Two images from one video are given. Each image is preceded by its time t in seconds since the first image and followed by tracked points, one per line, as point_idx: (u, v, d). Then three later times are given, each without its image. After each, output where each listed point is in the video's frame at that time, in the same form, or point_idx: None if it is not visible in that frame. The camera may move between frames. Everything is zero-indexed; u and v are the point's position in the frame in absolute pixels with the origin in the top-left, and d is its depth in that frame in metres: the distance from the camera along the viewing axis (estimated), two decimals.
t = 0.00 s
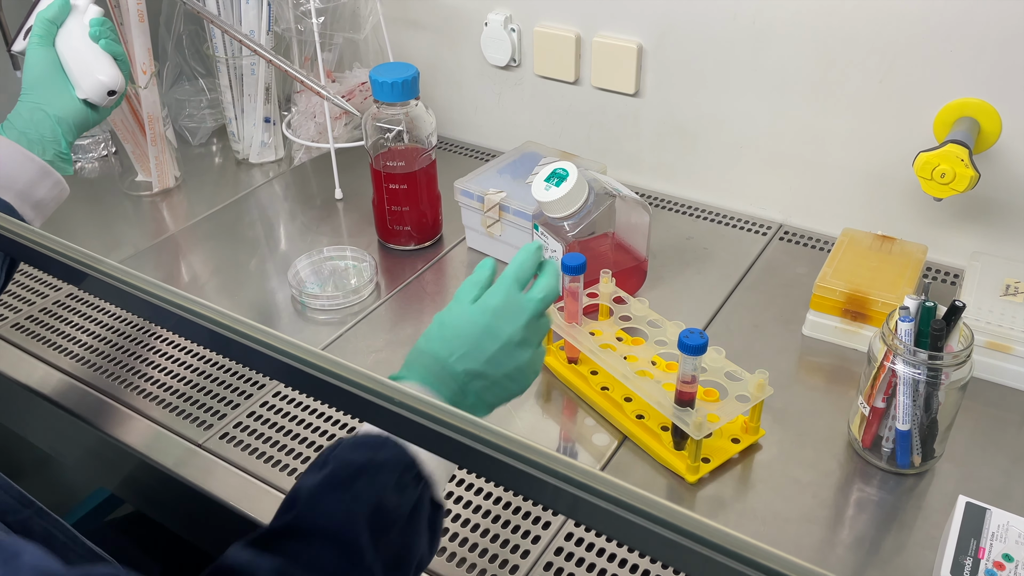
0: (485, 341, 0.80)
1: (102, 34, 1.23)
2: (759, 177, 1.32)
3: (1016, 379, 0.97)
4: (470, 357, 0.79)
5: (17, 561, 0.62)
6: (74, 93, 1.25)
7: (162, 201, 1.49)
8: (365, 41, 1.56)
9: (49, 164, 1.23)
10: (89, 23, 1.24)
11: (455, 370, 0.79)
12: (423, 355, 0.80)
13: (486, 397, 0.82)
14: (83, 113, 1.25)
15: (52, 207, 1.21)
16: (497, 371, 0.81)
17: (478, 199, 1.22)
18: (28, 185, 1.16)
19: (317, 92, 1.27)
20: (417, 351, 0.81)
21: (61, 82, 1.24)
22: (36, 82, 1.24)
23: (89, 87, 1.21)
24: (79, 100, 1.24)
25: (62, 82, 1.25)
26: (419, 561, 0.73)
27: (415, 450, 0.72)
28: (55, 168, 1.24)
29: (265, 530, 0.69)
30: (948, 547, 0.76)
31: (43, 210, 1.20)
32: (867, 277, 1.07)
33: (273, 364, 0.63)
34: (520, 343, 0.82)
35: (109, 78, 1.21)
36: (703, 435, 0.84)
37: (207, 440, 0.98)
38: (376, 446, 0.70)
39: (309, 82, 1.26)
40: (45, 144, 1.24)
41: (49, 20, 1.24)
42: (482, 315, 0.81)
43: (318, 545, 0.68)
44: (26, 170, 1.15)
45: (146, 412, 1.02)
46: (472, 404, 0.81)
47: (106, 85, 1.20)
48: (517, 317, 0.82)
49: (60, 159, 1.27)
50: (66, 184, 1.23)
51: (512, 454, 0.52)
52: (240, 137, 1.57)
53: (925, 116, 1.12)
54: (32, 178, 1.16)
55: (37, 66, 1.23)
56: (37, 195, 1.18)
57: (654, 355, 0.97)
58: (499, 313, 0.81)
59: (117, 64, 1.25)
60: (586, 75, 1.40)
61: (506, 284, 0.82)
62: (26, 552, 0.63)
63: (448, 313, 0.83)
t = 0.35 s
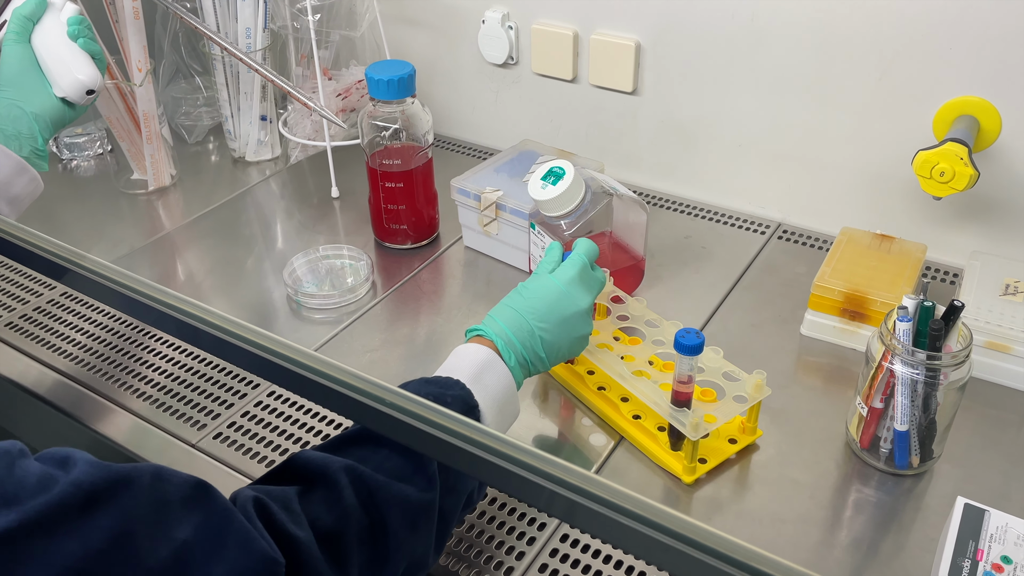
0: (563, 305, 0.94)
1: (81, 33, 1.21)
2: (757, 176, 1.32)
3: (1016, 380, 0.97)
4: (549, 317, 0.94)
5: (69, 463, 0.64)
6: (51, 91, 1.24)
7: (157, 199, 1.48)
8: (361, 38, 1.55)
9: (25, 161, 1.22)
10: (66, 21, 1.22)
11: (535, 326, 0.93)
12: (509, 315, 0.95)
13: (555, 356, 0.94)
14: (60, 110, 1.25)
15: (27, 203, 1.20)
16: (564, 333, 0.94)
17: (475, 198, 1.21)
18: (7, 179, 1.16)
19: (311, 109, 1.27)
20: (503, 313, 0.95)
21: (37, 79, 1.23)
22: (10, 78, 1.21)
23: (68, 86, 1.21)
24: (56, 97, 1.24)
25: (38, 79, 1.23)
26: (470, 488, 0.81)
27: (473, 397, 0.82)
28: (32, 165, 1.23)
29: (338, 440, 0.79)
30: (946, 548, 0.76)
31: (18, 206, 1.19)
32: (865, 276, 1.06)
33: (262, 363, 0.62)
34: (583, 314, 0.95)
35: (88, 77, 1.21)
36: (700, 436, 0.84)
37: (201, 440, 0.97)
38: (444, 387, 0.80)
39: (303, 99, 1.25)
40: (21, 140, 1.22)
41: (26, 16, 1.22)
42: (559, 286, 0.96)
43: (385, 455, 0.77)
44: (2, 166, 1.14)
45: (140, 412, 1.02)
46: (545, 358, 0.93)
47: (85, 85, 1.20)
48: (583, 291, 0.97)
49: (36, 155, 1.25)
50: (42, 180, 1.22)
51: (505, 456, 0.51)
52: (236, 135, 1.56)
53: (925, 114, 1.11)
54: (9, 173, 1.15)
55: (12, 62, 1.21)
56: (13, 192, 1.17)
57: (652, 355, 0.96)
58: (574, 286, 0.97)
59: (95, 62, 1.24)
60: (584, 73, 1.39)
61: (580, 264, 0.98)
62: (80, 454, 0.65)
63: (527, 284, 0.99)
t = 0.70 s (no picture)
0: (554, 322, 0.93)
1: (82, 35, 1.20)
2: (757, 175, 1.31)
3: (1015, 380, 0.96)
4: (541, 334, 0.93)
5: (67, 461, 0.64)
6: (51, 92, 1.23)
7: (154, 197, 1.48)
8: (359, 36, 1.54)
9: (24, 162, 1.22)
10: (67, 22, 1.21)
11: (528, 345, 0.93)
12: (505, 333, 0.95)
13: (553, 370, 0.94)
14: (60, 111, 1.23)
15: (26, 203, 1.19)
16: (559, 348, 0.93)
17: (473, 197, 1.21)
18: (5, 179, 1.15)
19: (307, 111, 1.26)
20: (500, 331, 0.96)
21: (37, 80, 1.22)
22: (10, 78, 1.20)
23: (68, 87, 1.20)
24: (56, 98, 1.23)
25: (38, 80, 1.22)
26: (467, 495, 0.80)
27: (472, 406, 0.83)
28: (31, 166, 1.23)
29: (338, 442, 0.79)
30: (945, 551, 0.75)
31: (16, 206, 1.18)
32: (865, 276, 1.06)
33: (255, 364, 0.62)
34: (577, 327, 0.94)
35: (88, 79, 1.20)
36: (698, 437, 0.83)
37: (197, 440, 0.97)
38: (446, 397, 0.81)
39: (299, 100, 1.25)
40: (21, 141, 1.22)
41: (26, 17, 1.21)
42: (550, 301, 0.94)
43: (385, 460, 0.77)
44: None
45: (135, 411, 1.01)
46: (544, 374, 0.94)
47: (85, 87, 1.20)
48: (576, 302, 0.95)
49: (36, 156, 1.25)
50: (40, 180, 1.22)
51: (501, 459, 0.51)
52: (233, 133, 1.55)
53: (924, 114, 1.11)
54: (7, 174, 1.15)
55: (12, 63, 1.20)
56: (11, 192, 1.17)
57: (650, 355, 0.96)
58: (566, 298, 0.95)
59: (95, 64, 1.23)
60: (583, 71, 1.39)
61: (569, 275, 0.95)
62: (78, 453, 0.64)
63: (523, 298, 0.98)
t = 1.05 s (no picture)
0: (551, 332, 0.93)
1: (83, 32, 1.20)
2: (757, 175, 1.31)
3: (1015, 382, 0.96)
4: (538, 342, 0.93)
5: (77, 466, 0.63)
6: (51, 90, 1.23)
7: (156, 196, 1.48)
8: (360, 35, 1.54)
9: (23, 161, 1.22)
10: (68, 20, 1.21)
11: (524, 353, 0.93)
12: (502, 340, 0.96)
13: (550, 379, 0.95)
14: (60, 109, 1.24)
15: (25, 202, 1.20)
16: (555, 356, 0.93)
17: (474, 197, 1.21)
18: (6, 178, 1.15)
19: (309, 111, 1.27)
20: (497, 339, 0.96)
21: (37, 79, 1.22)
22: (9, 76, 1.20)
23: (68, 85, 1.20)
24: (56, 96, 1.23)
25: (38, 78, 1.22)
26: (467, 499, 0.79)
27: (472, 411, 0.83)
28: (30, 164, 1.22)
29: (340, 444, 0.79)
30: (944, 553, 0.75)
31: (15, 204, 1.18)
32: (865, 277, 1.06)
33: (255, 365, 0.62)
34: (573, 336, 0.94)
35: (90, 77, 1.20)
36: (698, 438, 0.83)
37: (198, 440, 0.97)
38: (447, 402, 0.82)
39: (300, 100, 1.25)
40: (20, 139, 1.22)
41: (27, 15, 1.21)
42: (546, 310, 0.94)
43: (386, 463, 0.77)
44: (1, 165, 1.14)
45: (136, 411, 1.01)
46: (540, 382, 0.94)
47: (87, 86, 1.19)
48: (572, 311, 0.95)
49: (35, 154, 1.25)
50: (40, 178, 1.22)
51: (500, 462, 0.51)
52: (234, 132, 1.55)
53: (926, 115, 1.11)
54: (7, 172, 1.15)
55: (13, 60, 1.20)
56: (12, 190, 1.17)
57: (650, 356, 0.96)
58: (563, 307, 0.95)
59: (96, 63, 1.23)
60: (584, 71, 1.39)
61: (565, 284, 0.95)
62: (87, 457, 0.64)
63: (520, 306, 0.99)
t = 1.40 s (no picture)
0: (548, 334, 0.93)
1: (83, 29, 1.21)
2: (757, 174, 1.31)
3: (1014, 381, 0.96)
4: (536, 343, 0.93)
5: (76, 464, 0.63)
6: (51, 86, 1.22)
7: (155, 193, 1.48)
8: (360, 33, 1.54)
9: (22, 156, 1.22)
10: (68, 17, 1.21)
11: (523, 354, 0.93)
12: (500, 339, 0.96)
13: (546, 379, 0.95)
14: (59, 106, 1.23)
15: (24, 198, 1.20)
16: (553, 357, 0.94)
17: (473, 195, 1.21)
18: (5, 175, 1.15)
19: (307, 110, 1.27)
20: (495, 338, 0.96)
21: (37, 75, 1.22)
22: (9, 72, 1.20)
23: (68, 83, 1.19)
24: (55, 93, 1.22)
25: (38, 74, 1.22)
26: (459, 499, 0.79)
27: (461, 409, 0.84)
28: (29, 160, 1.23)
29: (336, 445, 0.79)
30: (942, 551, 0.75)
31: (13, 201, 1.18)
32: (864, 276, 1.05)
33: (254, 362, 0.62)
34: (572, 338, 0.94)
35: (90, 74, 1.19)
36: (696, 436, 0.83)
37: (197, 437, 0.97)
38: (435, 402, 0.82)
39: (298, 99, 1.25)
40: (20, 135, 1.22)
41: (27, 11, 1.21)
42: (546, 311, 0.94)
43: (380, 465, 0.77)
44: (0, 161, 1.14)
45: (135, 409, 1.01)
46: (537, 382, 0.94)
47: (87, 83, 1.19)
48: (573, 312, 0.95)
49: (34, 150, 1.25)
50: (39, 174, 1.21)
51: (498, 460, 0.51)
52: (234, 130, 1.55)
53: (925, 113, 1.11)
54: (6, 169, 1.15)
55: (13, 56, 1.20)
56: (11, 187, 1.17)
57: (648, 354, 0.96)
58: (562, 309, 0.95)
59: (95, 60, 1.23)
60: (583, 69, 1.38)
61: (566, 286, 0.95)
62: (86, 454, 0.64)
63: (519, 305, 0.98)
